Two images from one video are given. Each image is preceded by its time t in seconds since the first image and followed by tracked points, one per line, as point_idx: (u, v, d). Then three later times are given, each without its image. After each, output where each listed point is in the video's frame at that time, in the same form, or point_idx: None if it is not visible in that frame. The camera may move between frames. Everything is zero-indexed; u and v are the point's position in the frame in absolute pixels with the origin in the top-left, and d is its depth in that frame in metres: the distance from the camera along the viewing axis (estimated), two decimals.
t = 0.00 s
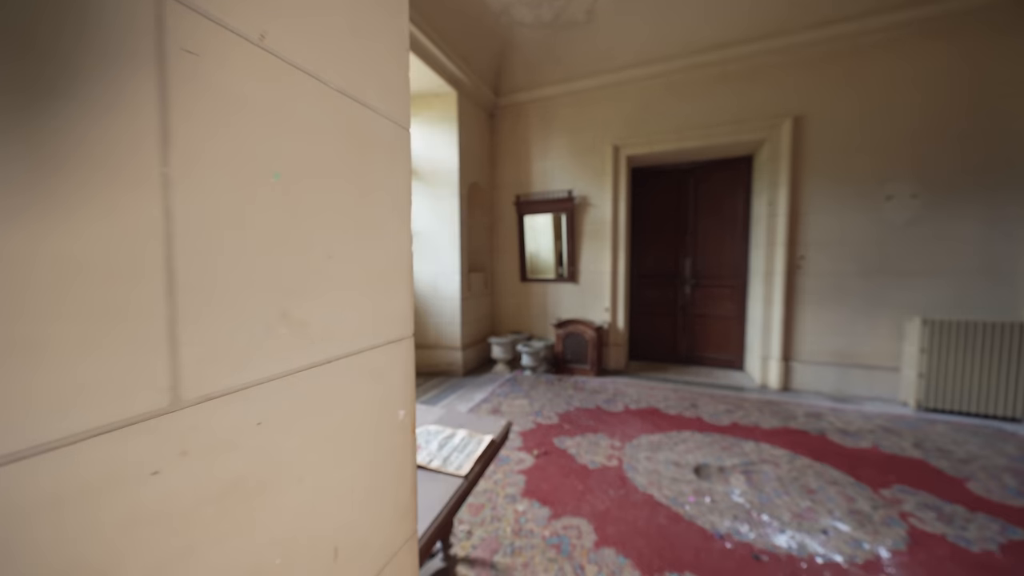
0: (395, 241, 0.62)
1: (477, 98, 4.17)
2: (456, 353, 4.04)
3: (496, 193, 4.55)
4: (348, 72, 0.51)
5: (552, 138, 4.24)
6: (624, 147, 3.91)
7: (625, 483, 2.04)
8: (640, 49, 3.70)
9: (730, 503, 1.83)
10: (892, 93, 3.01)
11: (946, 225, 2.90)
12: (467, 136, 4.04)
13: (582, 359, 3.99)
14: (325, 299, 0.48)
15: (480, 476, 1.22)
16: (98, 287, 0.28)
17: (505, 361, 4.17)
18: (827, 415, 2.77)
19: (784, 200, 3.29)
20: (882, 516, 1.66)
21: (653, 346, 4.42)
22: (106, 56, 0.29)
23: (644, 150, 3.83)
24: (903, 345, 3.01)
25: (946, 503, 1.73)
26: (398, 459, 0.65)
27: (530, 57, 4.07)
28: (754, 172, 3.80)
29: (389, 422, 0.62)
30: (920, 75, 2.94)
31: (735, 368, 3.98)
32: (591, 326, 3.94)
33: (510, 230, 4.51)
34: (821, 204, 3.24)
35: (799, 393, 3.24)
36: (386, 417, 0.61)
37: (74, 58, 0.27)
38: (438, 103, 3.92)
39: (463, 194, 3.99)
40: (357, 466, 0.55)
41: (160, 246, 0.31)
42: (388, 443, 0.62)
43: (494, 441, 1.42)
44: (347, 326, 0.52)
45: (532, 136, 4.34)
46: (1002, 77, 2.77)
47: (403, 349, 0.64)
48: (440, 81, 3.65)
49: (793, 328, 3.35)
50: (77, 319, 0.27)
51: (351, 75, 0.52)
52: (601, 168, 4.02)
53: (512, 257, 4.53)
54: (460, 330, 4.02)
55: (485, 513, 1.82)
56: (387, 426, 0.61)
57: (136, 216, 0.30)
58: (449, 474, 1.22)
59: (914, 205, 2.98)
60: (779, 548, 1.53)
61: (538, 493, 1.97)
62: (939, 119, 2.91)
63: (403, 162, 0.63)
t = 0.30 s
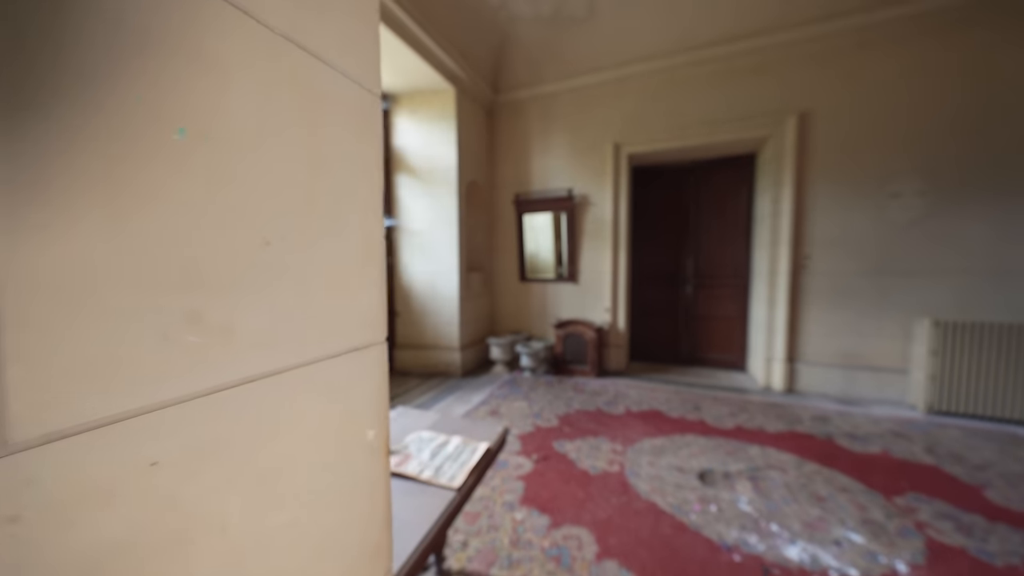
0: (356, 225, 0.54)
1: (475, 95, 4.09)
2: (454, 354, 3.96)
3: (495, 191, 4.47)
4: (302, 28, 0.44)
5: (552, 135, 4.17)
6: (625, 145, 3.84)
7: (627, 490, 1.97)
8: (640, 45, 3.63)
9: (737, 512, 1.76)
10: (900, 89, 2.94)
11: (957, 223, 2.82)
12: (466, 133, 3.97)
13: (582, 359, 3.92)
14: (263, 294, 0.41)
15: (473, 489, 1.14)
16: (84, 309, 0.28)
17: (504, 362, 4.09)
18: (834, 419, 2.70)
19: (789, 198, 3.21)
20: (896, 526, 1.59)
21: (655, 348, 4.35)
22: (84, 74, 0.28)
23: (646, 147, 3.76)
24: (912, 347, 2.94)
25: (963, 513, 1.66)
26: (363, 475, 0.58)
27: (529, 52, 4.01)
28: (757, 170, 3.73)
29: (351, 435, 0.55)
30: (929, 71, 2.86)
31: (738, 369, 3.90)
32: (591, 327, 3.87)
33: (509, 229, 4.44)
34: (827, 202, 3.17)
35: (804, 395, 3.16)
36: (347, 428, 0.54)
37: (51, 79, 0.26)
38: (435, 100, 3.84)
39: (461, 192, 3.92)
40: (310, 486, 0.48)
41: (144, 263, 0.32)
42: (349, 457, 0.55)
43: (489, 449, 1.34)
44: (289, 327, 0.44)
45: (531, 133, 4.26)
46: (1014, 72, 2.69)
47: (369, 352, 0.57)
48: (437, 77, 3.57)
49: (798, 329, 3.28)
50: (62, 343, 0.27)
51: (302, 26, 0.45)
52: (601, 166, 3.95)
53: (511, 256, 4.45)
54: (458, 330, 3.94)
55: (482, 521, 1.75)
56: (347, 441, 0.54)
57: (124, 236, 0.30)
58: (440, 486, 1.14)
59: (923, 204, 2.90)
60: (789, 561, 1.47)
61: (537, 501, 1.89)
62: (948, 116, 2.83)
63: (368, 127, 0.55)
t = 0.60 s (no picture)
0: (317, 217, 0.51)
1: (474, 93, 4.02)
2: (452, 355, 3.89)
3: (494, 190, 4.40)
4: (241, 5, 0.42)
5: (551, 132, 4.09)
6: (626, 143, 3.76)
7: (630, 497, 1.89)
8: (642, 41, 3.56)
9: (745, 522, 1.69)
10: (909, 85, 2.87)
11: (970, 222, 2.75)
12: (464, 130, 3.89)
13: (582, 361, 3.86)
14: (183, 286, 0.37)
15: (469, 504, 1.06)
16: (74, 299, 0.30)
17: (503, 363, 4.01)
18: (842, 423, 2.63)
19: (795, 196, 3.14)
20: (914, 539, 1.52)
21: (657, 349, 4.27)
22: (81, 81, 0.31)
23: (647, 145, 3.68)
24: (921, 349, 2.87)
25: (982, 524, 1.59)
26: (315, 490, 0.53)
27: (528, 49, 3.94)
28: (761, 168, 3.66)
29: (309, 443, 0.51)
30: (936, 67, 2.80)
31: (742, 371, 3.83)
32: (591, 328, 3.81)
33: (509, 229, 4.36)
34: (834, 201, 3.09)
35: (810, 398, 3.09)
36: (293, 439, 0.49)
37: (46, 86, 0.29)
38: (433, 97, 3.76)
39: (460, 190, 3.85)
40: (245, 504, 0.44)
41: (132, 256, 0.33)
42: (295, 473, 0.49)
43: (486, 458, 1.26)
44: (206, 326, 0.39)
45: (530, 131, 4.19)
46: None
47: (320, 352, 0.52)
48: (436, 73, 3.49)
49: (804, 331, 3.21)
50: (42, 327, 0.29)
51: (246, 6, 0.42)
52: (602, 163, 3.87)
53: (510, 256, 4.38)
54: (456, 331, 3.86)
55: (479, 531, 1.68)
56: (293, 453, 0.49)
57: (112, 231, 0.32)
58: (434, 500, 1.07)
59: (932, 203, 2.83)
60: None
61: (537, 509, 1.82)
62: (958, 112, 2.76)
63: (319, 118, 0.51)
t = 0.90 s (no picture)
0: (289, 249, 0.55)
1: (475, 90, 3.94)
2: (452, 357, 3.81)
3: (495, 189, 4.32)
4: (216, 56, 0.46)
5: (554, 130, 4.01)
6: (631, 141, 3.67)
7: (637, 510, 1.81)
8: (647, 36, 3.48)
9: (760, 537, 1.60)
10: (927, 79, 2.76)
11: (991, 222, 2.64)
12: (465, 128, 3.81)
13: (585, 363, 3.78)
14: (138, 305, 0.41)
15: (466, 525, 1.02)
16: (65, 307, 0.36)
17: (505, 366, 3.94)
18: (856, 430, 2.54)
19: (806, 195, 3.05)
20: (943, 558, 1.45)
21: (662, 352, 4.18)
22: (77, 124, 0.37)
23: (653, 143, 3.59)
24: (940, 353, 2.78)
25: (1015, 545, 1.52)
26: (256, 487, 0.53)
27: (531, 45, 3.87)
28: (769, 167, 3.57)
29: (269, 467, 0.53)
30: (951, 62, 2.71)
31: (749, 375, 3.74)
32: (594, 330, 3.72)
33: (511, 229, 4.28)
34: (846, 200, 2.99)
35: (821, 403, 3.00)
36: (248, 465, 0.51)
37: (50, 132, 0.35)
38: (434, 94, 3.68)
39: (461, 189, 3.77)
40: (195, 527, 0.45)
41: (116, 278, 0.39)
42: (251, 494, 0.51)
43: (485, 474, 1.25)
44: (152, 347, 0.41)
45: (533, 129, 4.11)
46: None
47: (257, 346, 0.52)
48: (437, 70, 3.41)
49: (814, 334, 3.12)
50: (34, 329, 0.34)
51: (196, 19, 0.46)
52: (607, 162, 3.79)
53: (512, 256, 4.30)
54: (457, 332, 3.79)
55: (478, 545, 1.59)
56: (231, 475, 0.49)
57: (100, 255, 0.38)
58: (430, 522, 1.03)
59: (950, 202, 2.73)
60: None
61: (540, 521, 1.73)
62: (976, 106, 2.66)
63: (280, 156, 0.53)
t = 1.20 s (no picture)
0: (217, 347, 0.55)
1: (482, 89, 3.89)
2: (459, 360, 3.76)
3: (503, 190, 4.27)
4: (163, 168, 0.49)
5: (563, 129, 3.94)
6: (641, 139, 3.58)
7: (650, 523, 1.73)
8: (658, 32, 3.40)
9: (781, 555, 1.52)
10: (956, 70, 2.62)
11: None
12: (473, 127, 3.76)
13: (594, 367, 3.70)
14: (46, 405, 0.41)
15: (470, 548, 0.97)
16: None
17: (512, 369, 3.88)
18: (879, 439, 2.43)
19: (824, 194, 2.93)
20: None
21: (673, 355, 4.08)
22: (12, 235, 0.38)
23: (664, 141, 3.50)
24: (968, 359, 2.65)
25: None
26: (183, 499, 0.52)
27: (539, 42, 3.81)
28: (786, 165, 3.46)
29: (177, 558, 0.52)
30: (980, 52, 2.57)
31: (764, 379, 3.63)
32: (604, 332, 3.64)
33: (519, 229, 4.22)
34: (867, 198, 2.87)
35: (840, 410, 2.89)
36: (160, 554, 0.50)
37: None
38: (441, 93, 3.64)
39: (467, 190, 3.71)
40: None
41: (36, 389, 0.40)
42: None
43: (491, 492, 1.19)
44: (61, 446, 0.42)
45: (541, 127, 4.04)
46: None
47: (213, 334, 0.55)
48: (443, 68, 3.36)
49: (833, 338, 3.00)
50: None
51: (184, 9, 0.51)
52: (616, 161, 3.70)
53: (520, 257, 4.24)
54: (464, 335, 3.73)
55: (484, 560, 1.53)
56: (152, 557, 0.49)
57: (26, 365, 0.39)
58: (431, 545, 0.98)
59: (980, 200, 2.60)
60: None
61: (549, 535, 1.67)
62: (1008, 99, 2.52)
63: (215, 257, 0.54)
